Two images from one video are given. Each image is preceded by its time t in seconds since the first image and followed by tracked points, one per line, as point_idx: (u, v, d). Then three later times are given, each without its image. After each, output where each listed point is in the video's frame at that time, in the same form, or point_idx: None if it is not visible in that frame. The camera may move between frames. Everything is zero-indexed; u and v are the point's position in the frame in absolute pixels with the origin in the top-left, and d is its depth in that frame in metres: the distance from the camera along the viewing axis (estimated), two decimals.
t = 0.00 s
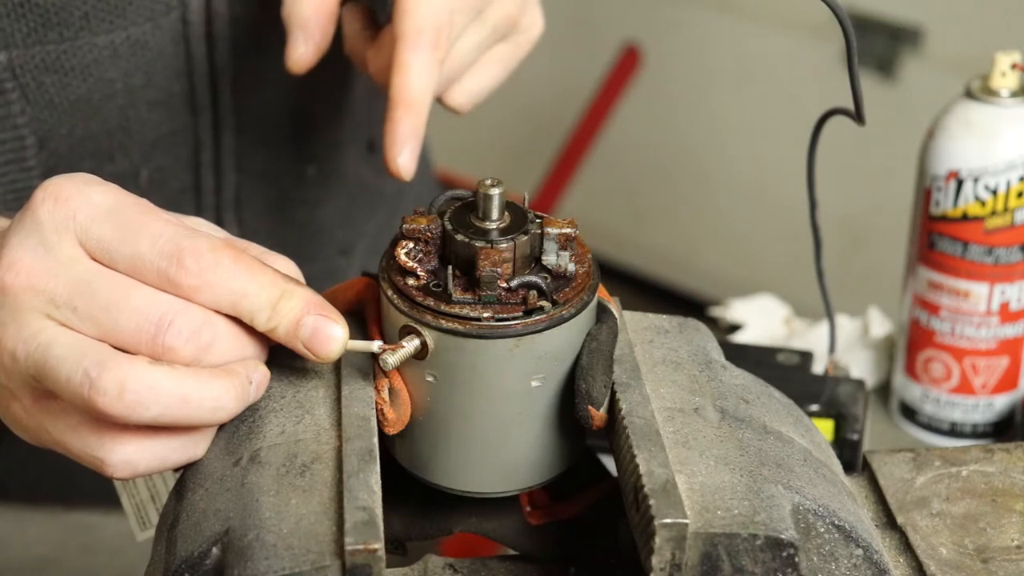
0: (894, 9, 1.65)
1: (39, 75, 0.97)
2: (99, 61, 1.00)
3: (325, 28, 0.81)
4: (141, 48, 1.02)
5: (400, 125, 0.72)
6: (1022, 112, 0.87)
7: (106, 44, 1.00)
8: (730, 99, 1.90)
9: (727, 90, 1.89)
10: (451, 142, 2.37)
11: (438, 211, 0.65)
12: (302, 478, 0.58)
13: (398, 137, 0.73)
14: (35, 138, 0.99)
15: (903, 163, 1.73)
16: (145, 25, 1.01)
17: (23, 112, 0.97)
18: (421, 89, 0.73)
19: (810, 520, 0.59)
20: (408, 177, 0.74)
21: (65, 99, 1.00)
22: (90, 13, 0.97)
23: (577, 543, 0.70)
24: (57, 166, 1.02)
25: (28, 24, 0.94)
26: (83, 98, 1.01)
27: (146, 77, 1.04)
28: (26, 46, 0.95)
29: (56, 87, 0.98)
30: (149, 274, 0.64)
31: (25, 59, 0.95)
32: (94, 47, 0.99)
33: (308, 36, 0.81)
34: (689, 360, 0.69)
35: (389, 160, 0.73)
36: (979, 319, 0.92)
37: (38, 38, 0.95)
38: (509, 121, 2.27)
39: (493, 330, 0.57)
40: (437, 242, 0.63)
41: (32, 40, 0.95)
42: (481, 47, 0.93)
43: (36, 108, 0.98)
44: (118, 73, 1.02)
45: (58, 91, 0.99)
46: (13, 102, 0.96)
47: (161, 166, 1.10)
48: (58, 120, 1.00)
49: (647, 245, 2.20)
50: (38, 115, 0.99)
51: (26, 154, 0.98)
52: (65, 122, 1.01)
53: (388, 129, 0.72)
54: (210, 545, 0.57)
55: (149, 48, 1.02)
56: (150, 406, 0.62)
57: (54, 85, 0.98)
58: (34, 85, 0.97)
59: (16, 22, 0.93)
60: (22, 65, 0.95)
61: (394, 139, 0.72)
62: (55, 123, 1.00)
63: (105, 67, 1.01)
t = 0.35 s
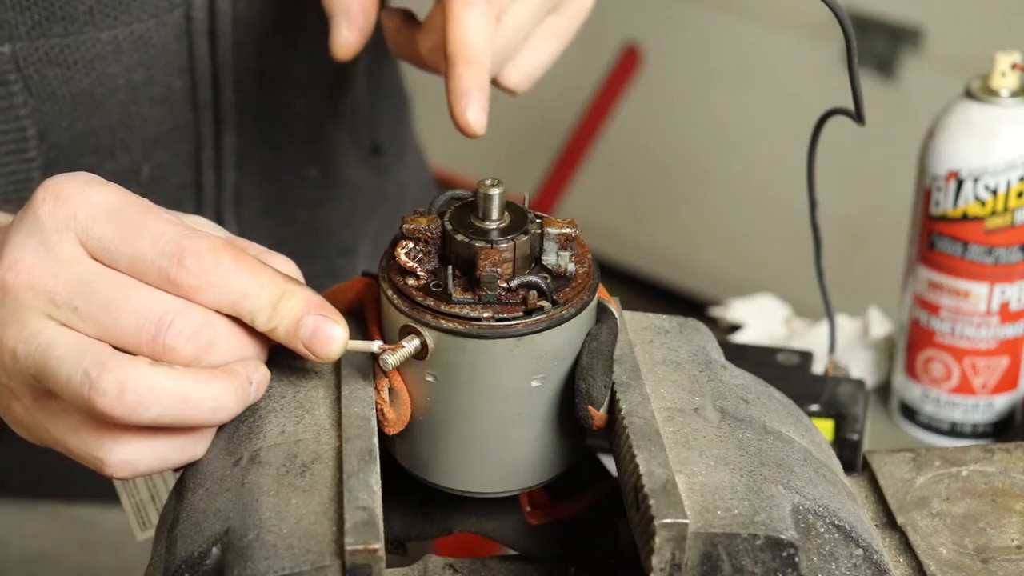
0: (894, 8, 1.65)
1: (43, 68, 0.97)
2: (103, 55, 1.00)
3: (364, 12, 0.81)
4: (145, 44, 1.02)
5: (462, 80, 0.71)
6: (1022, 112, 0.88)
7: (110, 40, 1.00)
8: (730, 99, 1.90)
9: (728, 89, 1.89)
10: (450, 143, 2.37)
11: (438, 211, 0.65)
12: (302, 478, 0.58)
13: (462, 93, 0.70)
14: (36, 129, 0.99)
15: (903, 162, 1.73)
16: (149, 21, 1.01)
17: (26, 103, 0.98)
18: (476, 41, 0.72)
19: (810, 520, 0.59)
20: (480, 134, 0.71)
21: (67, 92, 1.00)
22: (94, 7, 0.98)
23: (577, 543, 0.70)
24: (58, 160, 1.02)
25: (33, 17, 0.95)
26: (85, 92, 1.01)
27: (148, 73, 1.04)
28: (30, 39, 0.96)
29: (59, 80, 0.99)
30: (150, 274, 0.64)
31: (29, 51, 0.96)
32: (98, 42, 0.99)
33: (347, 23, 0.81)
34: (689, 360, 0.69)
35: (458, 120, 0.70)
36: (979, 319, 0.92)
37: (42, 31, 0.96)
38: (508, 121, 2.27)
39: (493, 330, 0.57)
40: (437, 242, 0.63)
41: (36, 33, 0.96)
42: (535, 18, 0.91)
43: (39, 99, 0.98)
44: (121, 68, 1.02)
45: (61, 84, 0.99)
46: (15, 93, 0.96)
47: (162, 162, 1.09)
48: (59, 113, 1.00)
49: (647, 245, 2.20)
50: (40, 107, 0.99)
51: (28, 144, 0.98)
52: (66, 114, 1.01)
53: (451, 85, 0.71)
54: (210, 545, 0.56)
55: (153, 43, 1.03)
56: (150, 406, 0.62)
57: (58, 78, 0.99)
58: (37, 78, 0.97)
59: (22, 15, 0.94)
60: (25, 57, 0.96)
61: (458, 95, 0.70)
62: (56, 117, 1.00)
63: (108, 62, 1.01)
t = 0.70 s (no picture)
0: (894, 8, 1.65)
1: (51, 68, 0.98)
2: (112, 56, 1.00)
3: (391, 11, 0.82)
4: (153, 46, 1.02)
5: (504, 77, 0.74)
6: (1022, 112, 0.88)
7: (119, 41, 1.00)
8: (730, 99, 1.90)
9: (729, 90, 1.89)
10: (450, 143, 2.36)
11: (438, 211, 0.65)
12: (302, 478, 0.58)
13: (505, 90, 0.74)
14: (46, 129, 1.00)
15: (903, 163, 1.73)
16: (158, 23, 1.01)
17: (35, 104, 0.98)
18: (515, 37, 0.75)
19: (810, 520, 0.59)
20: (523, 129, 0.75)
21: (76, 92, 1.00)
22: (105, 9, 0.98)
23: (576, 543, 0.70)
24: (65, 160, 1.03)
25: (43, 18, 0.95)
26: (94, 92, 1.01)
27: (157, 74, 1.04)
28: (40, 40, 0.96)
29: (68, 80, 0.99)
30: (151, 274, 0.64)
31: (40, 53, 0.96)
32: (108, 43, 1.00)
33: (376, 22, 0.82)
34: (689, 360, 0.69)
35: (502, 118, 0.74)
36: (979, 319, 0.92)
37: (53, 32, 0.96)
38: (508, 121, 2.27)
39: (494, 330, 0.57)
40: (437, 242, 0.63)
41: (46, 34, 0.96)
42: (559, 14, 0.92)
43: (48, 100, 0.99)
44: (130, 69, 1.02)
45: (70, 85, 0.99)
46: (26, 95, 0.97)
47: (169, 162, 1.09)
48: (67, 115, 1.01)
49: (647, 245, 2.20)
50: (48, 107, 0.99)
51: (37, 145, 0.99)
52: (72, 115, 1.01)
53: (493, 83, 0.74)
54: (210, 544, 0.56)
55: (161, 45, 1.02)
56: (150, 406, 0.62)
57: (66, 79, 0.99)
58: (46, 77, 0.98)
59: (33, 15, 0.95)
60: (36, 58, 0.96)
61: (501, 93, 0.74)
62: (64, 117, 1.01)
63: (117, 63, 1.01)
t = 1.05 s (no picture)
0: (894, 8, 1.65)
1: (49, 64, 0.97)
2: (110, 52, 1.00)
3: None
4: (151, 42, 1.02)
5: (520, 66, 0.75)
6: (1022, 112, 0.88)
7: (117, 36, 1.00)
8: (730, 99, 1.90)
9: (729, 89, 1.89)
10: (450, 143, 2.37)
11: (438, 211, 0.65)
12: (302, 478, 0.58)
13: (520, 79, 0.75)
14: (42, 125, 0.99)
15: (903, 162, 1.73)
16: (156, 18, 1.01)
17: (32, 100, 0.98)
18: (530, 24, 0.76)
19: (810, 520, 0.59)
20: (538, 118, 0.75)
21: (74, 88, 1.00)
22: (103, 4, 0.98)
23: (576, 543, 0.70)
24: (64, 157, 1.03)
25: (40, 14, 0.95)
26: (92, 89, 1.01)
27: (154, 70, 1.04)
28: (37, 35, 0.96)
29: (65, 76, 0.99)
30: (150, 274, 0.64)
31: (36, 48, 0.96)
32: (105, 39, 0.99)
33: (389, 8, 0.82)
34: (689, 360, 0.69)
35: (518, 108, 0.75)
36: (979, 319, 0.92)
37: (49, 27, 0.96)
38: (508, 121, 2.27)
39: (493, 330, 0.57)
40: (437, 242, 0.63)
41: (44, 29, 0.96)
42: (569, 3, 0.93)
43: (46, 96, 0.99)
44: (127, 65, 1.02)
45: (67, 81, 0.99)
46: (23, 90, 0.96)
47: (167, 160, 1.09)
48: (65, 111, 1.01)
49: (647, 244, 2.20)
50: (46, 103, 0.99)
51: (33, 141, 0.99)
52: (71, 111, 1.01)
53: (508, 70, 0.75)
54: (210, 545, 0.56)
55: (159, 41, 1.02)
56: (150, 406, 0.62)
57: (63, 75, 0.99)
58: (43, 73, 0.98)
59: (30, 11, 0.95)
60: (33, 54, 0.96)
61: (516, 82, 0.75)
62: (61, 113, 1.00)
63: (114, 60, 1.01)
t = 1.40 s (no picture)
0: (893, 8, 1.65)
1: (45, 65, 0.97)
2: (106, 53, 1.00)
3: None
4: (147, 42, 1.02)
5: (511, 64, 0.75)
6: (1022, 112, 0.88)
7: (113, 37, 1.00)
8: (730, 99, 1.90)
9: (728, 89, 1.89)
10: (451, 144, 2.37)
11: (438, 211, 0.65)
12: (302, 478, 0.58)
13: (512, 77, 0.75)
14: (39, 127, 1.00)
15: (902, 162, 1.73)
16: (152, 19, 1.02)
17: (28, 101, 0.98)
18: (522, 23, 0.75)
19: (810, 520, 0.59)
20: (531, 115, 0.76)
21: (70, 89, 1.00)
22: (97, 5, 0.98)
23: (576, 543, 0.70)
24: (60, 158, 1.03)
25: (36, 15, 0.96)
26: (89, 89, 1.01)
27: (150, 70, 1.04)
28: (32, 36, 0.96)
29: (62, 77, 0.99)
30: (150, 275, 0.64)
31: (32, 50, 0.96)
32: (101, 39, 0.99)
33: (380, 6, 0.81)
34: (689, 360, 0.69)
35: (510, 105, 0.76)
36: (979, 319, 0.92)
37: (45, 28, 0.96)
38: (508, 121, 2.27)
39: (493, 330, 0.57)
40: (437, 242, 0.63)
41: (39, 31, 0.96)
42: None
43: (41, 97, 0.99)
44: (123, 65, 1.02)
45: (63, 82, 0.99)
46: (19, 91, 0.97)
47: (164, 160, 1.09)
48: (62, 112, 1.00)
49: (647, 244, 2.20)
50: (43, 104, 0.99)
51: (31, 142, 0.99)
52: (68, 112, 1.01)
53: (500, 69, 0.75)
54: (210, 545, 0.56)
55: (154, 41, 1.03)
56: (150, 407, 0.62)
57: (60, 75, 0.99)
58: (39, 75, 0.98)
59: (25, 13, 0.95)
60: (29, 55, 0.96)
61: (509, 81, 0.75)
62: (58, 114, 1.00)
63: (110, 60, 1.01)
